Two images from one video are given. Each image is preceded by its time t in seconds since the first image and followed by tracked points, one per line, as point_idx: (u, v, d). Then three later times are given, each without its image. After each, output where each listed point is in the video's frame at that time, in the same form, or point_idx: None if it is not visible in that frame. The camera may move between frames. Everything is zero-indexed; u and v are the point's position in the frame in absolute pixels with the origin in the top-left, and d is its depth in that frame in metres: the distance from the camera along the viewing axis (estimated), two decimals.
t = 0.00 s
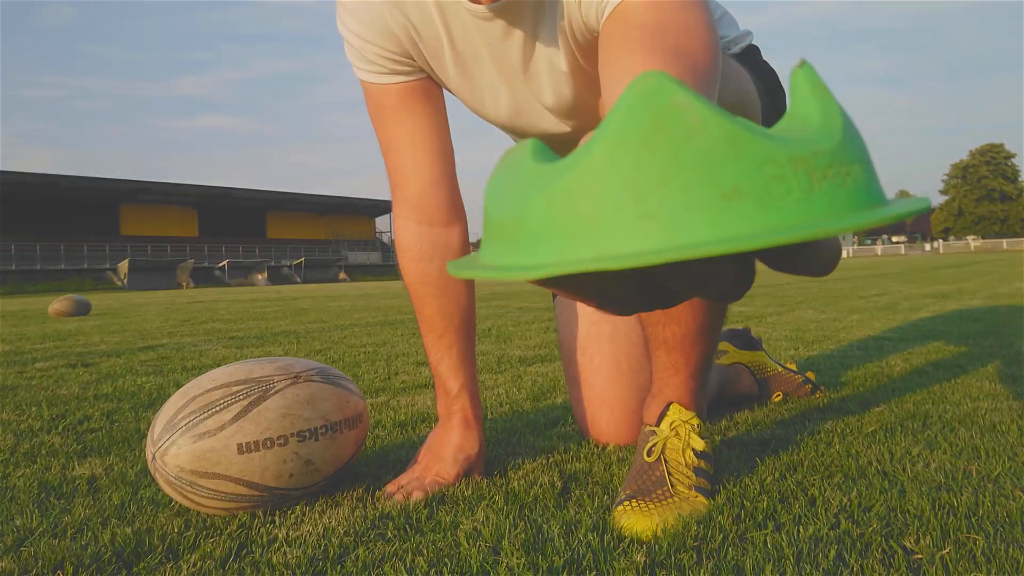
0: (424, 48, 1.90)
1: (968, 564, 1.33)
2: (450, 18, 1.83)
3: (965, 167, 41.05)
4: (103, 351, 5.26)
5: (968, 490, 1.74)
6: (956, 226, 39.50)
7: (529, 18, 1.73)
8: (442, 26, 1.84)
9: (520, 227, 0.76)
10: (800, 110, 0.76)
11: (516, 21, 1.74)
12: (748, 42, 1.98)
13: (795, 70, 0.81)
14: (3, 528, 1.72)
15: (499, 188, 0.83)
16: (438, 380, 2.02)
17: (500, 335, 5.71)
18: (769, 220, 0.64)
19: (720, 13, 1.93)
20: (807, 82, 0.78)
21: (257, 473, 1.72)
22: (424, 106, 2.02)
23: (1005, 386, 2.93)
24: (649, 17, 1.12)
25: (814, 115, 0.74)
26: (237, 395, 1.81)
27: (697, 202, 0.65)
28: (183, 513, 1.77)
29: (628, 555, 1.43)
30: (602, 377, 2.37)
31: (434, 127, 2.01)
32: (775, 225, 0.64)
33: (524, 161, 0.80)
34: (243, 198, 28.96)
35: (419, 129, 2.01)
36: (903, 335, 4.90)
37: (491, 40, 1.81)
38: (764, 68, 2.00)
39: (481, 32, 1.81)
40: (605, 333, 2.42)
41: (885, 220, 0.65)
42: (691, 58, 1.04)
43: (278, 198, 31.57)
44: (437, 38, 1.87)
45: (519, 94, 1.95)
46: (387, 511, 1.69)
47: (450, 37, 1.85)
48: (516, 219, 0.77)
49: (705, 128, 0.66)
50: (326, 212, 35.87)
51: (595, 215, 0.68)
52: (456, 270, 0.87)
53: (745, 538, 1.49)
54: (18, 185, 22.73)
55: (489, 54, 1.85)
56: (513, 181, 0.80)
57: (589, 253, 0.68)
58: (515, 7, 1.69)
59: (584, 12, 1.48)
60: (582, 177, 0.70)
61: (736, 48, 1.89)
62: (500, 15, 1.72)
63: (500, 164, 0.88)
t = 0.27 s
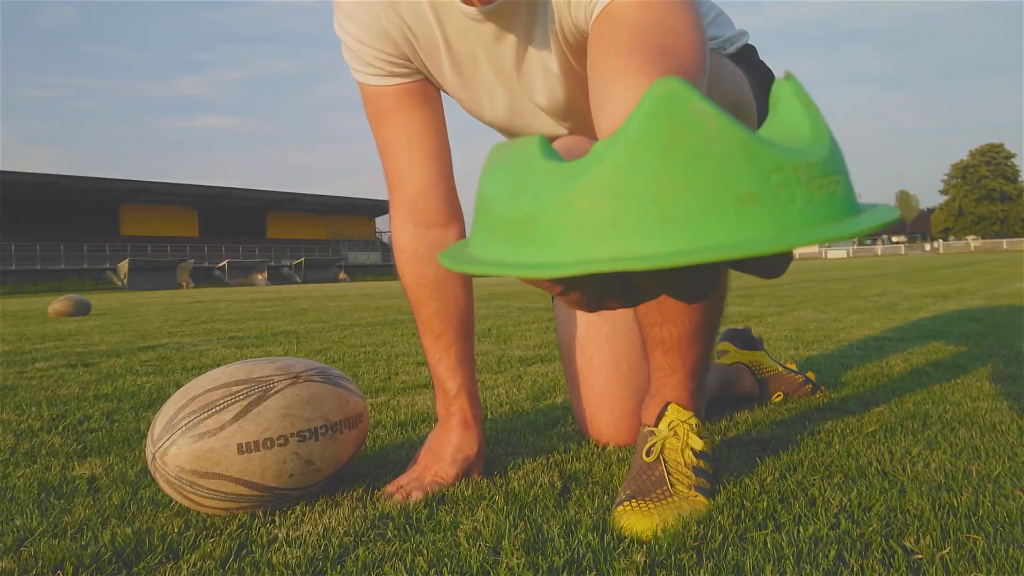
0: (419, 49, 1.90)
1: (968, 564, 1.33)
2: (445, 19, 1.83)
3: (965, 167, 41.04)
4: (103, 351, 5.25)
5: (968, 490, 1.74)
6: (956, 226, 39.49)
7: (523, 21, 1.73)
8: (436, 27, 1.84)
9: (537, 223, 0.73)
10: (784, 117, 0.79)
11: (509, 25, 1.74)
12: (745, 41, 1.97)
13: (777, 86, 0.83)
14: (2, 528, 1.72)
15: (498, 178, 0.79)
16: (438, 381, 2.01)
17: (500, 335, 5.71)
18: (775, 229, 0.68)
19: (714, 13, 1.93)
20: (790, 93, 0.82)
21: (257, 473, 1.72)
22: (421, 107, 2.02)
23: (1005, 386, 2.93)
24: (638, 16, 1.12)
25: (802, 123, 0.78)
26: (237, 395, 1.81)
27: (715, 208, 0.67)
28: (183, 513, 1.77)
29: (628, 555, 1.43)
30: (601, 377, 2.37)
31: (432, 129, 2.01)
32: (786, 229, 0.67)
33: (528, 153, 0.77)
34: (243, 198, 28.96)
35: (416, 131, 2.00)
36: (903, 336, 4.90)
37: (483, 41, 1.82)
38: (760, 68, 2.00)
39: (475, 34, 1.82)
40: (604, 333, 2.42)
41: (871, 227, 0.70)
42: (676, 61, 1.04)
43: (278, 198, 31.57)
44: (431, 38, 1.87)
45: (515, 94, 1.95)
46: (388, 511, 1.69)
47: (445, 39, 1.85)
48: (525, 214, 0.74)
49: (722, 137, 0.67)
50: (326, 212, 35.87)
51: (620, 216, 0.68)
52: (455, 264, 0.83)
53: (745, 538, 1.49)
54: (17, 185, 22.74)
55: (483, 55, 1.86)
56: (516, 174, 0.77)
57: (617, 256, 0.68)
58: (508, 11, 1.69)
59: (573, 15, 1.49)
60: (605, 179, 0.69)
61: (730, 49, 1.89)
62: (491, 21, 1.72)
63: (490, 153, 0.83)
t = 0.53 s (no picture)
0: (415, 49, 1.90)
1: (968, 564, 1.33)
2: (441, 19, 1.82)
3: (965, 167, 41.04)
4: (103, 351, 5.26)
5: (968, 490, 1.74)
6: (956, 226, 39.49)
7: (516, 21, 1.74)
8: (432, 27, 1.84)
9: (507, 246, 0.72)
10: (749, 126, 0.75)
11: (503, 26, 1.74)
12: (741, 41, 1.97)
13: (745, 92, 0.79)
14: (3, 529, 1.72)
15: (468, 197, 0.77)
16: (437, 382, 2.02)
17: (501, 335, 5.71)
18: (733, 251, 0.68)
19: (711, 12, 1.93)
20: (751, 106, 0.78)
21: (257, 473, 1.72)
22: (421, 108, 2.02)
23: (1005, 386, 2.93)
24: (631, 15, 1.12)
25: (766, 133, 0.74)
26: (237, 395, 1.81)
27: (673, 233, 0.67)
28: (183, 512, 1.77)
29: (627, 555, 1.42)
30: (601, 377, 2.37)
31: (431, 131, 2.01)
32: (741, 253, 0.67)
33: (497, 172, 0.75)
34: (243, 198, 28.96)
35: (415, 132, 2.01)
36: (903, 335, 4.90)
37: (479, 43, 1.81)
38: (754, 67, 2.00)
39: (470, 34, 1.81)
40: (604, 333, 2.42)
41: (831, 244, 0.68)
42: (669, 61, 1.05)
43: (278, 198, 31.57)
44: (427, 38, 1.86)
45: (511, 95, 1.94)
46: (388, 511, 1.69)
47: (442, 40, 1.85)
48: (491, 234, 0.73)
49: (679, 163, 0.66)
50: (326, 212, 35.87)
51: (580, 243, 0.68)
52: (428, 282, 0.82)
53: (745, 538, 1.49)
54: (17, 185, 22.75)
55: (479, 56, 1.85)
56: (486, 194, 0.75)
57: (578, 286, 0.67)
58: (500, 10, 1.69)
59: (567, 15, 1.49)
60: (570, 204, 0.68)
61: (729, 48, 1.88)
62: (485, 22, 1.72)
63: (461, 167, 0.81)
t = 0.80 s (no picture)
0: (415, 49, 1.90)
1: (968, 564, 1.33)
2: (441, 17, 1.83)
3: (965, 167, 41.04)
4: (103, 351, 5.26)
5: (968, 490, 1.74)
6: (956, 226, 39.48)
7: (513, 18, 1.75)
8: (432, 25, 1.84)
9: (591, 276, 0.76)
10: (758, 72, 0.82)
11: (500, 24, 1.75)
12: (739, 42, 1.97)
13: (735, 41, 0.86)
14: (2, 529, 1.72)
15: (529, 244, 0.83)
16: (437, 382, 2.02)
17: (500, 335, 5.71)
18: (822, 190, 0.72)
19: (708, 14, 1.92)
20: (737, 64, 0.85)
21: (256, 473, 1.72)
22: (420, 109, 2.02)
23: (1005, 386, 2.93)
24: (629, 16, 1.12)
25: (780, 75, 0.80)
26: (237, 395, 1.81)
27: (760, 193, 0.73)
28: (183, 513, 1.77)
29: (628, 555, 1.42)
30: (601, 377, 2.37)
31: (431, 132, 2.01)
32: (828, 189, 0.71)
33: (548, 214, 0.81)
34: (243, 198, 28.96)
35: (416, 134, 2.00)
36: (903, 336, 4.90)
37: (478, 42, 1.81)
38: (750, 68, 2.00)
39: (469, 33, 1.81)
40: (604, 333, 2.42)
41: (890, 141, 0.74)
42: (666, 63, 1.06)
43: (278, 199, 31.56)
44: (427, 37, 1.86)
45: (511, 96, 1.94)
46: (388, 511, 1.69)
47: (442, 38, 1.85)
48: (589, 263, 0.76)
49: (730, 130, 0.74)
50: (326, 212, 35.87)
51: (681, 237, 0.72)
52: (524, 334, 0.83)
53: (745, 538, 1.49)
54: (17, 185, 22.74)
55: (478, 55, 1.85)
56: (548, 238, 0.81)
57: (682, 295, 0.70)
58: (498, 9, 1.70)
59: (564, 15, 1.49)
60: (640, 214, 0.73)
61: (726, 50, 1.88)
62: (482, 20, 1.73)
63: (502, 225, 0.87)
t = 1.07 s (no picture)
0: (415, 50, 1.89)
1: (969, 565, 1.33)
2: (441, 16, 1.83)
3: (965, 167, 41.04)
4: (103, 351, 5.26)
5: (968, 490, 1.74)
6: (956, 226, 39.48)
7: (509, 17, 1.76)
8: (432, 25, 1.84)
9: (806, 189, 0.76)
10: None
11: (497, 22, 1.75)
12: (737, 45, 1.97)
13: None
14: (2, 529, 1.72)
15: (707, 223, 0.78)
16: (437, 382, 2.02)
17: (500, 335, 5.71)
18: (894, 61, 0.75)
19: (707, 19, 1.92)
20: None
21: (256, 474, 1.72)
22: (420, 111, 2.02)
23: (1005, 386, 2.93)
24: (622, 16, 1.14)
25: None
26: (237, 395, 1.81)
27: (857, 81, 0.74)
28: (183, 513, 1.77)
29: (628, 555, 1.42)
30: (600, 376, 2.37)
31: (432, 133, 2.01)
32: (900, 63, 0.75)
33: (710, 190, 0.75)
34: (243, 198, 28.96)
35: (416, 134, 2.00)
36: (903, 336, 4.89)
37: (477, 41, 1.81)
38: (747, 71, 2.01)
39: (469, 33, 1.81)
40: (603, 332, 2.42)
41: None
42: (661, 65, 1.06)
43: (278, 199, 31.56)
44: (427, 36, 1.86)
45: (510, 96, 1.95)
46: (388, 511, 1.69)
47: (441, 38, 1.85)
48: (754, 229, 0.78)
49: (818, 53, 0.72)
50: (326, 212, 35.87)
51: (832, 161, 0.74)
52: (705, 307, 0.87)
53: (745, 538, 1.49)
54: (17, 185, 22.74)
55: (476, 54, 1.85)
56: (729, 204, 0.77)
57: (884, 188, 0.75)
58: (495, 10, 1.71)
59: (561, 17, 1.49)
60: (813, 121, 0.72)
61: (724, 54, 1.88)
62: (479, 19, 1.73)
63: (657, 236, 0.80)
